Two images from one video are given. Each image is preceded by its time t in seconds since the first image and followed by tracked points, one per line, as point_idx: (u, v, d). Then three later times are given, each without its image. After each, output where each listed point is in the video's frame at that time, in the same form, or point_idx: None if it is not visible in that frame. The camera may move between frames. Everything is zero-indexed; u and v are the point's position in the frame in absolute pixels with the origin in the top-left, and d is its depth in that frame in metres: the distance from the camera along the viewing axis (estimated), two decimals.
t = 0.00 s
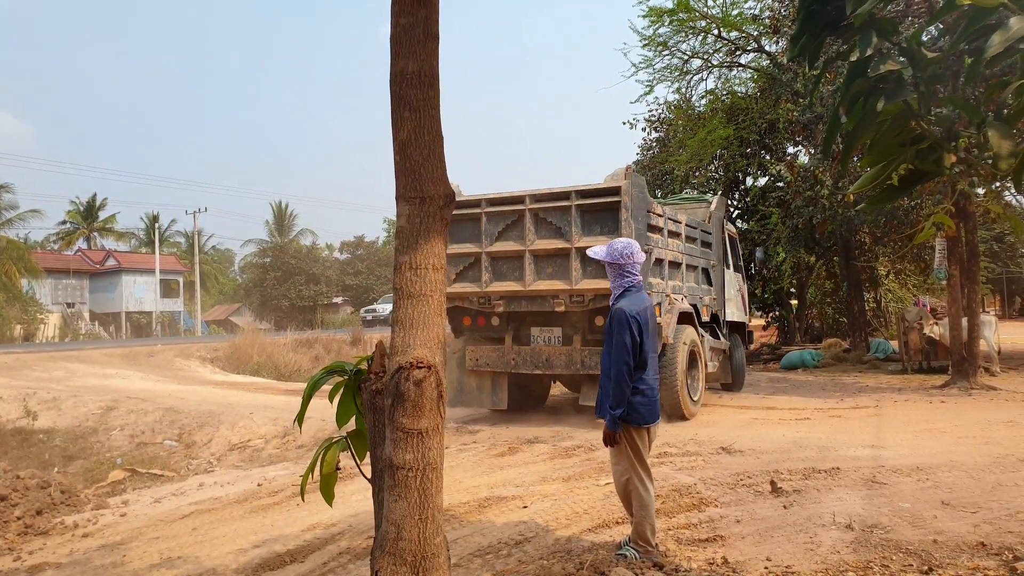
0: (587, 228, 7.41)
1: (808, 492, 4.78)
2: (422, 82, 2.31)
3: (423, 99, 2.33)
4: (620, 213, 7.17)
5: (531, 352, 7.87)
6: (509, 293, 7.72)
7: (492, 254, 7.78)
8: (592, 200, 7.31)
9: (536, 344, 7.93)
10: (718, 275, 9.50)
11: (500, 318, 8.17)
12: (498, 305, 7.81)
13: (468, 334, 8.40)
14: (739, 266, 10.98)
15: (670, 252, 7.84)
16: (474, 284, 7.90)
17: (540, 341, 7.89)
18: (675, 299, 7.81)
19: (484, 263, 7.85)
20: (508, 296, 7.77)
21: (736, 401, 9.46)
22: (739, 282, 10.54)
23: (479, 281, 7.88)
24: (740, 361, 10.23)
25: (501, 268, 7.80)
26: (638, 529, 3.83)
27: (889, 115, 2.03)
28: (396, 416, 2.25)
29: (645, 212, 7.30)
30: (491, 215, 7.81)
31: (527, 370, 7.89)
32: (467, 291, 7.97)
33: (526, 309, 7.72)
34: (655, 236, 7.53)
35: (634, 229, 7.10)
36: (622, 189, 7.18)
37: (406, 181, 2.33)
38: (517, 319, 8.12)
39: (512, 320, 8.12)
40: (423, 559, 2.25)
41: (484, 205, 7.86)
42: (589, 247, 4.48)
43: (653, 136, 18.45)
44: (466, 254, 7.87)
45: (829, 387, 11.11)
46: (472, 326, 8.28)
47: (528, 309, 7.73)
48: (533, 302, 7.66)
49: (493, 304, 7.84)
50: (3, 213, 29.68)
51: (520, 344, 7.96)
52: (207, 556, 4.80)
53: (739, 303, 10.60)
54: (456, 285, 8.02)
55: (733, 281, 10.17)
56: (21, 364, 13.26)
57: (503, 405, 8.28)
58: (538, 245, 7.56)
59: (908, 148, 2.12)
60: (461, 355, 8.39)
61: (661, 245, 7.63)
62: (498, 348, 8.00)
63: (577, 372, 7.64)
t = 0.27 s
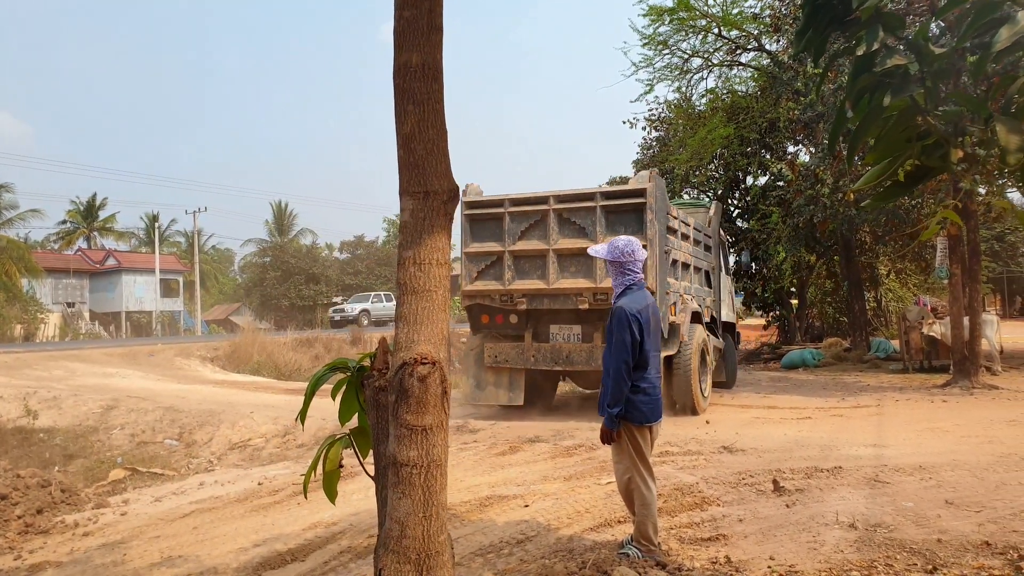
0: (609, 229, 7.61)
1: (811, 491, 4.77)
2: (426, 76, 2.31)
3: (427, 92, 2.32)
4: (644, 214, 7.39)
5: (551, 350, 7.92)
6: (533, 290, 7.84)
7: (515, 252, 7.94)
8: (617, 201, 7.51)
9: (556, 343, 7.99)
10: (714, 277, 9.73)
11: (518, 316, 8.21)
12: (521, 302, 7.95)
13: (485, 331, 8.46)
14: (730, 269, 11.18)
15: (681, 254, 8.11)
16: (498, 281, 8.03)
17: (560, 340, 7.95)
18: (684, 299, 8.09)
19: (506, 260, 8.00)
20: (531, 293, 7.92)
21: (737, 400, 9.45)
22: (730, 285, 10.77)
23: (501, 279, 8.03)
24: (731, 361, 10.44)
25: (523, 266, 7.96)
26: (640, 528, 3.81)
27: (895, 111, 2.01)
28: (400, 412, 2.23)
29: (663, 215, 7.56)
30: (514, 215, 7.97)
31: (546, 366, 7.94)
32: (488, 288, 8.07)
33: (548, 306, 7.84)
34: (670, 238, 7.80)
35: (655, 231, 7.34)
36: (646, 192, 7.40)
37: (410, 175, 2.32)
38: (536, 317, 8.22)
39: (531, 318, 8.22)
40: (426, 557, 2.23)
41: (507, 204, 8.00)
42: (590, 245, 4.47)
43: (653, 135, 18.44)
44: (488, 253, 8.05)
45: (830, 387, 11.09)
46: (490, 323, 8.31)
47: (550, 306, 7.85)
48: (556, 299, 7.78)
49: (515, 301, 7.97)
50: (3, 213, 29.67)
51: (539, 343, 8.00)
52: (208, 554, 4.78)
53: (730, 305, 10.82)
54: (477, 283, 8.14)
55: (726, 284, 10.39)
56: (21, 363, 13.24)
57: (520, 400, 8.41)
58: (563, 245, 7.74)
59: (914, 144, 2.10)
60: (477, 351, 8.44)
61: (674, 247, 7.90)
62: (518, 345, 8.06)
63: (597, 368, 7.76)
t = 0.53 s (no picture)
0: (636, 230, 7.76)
1: (823, 492, 4.72)
2: (436, 67, 2.29)
3: (437, 84, 2.30)
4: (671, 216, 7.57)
5: (575, 347, 8.09)
6: (558, 288, 7.98)
7: (539, 252, 8.04)
8: (644, 202, 7.66)
9: (579, 340, 8.15)
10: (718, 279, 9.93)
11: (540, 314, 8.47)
12: (546, 300, 8.08)
13: (506, 331, 8.66)
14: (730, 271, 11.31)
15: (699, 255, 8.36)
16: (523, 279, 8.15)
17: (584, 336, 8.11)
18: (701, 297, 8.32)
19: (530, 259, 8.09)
20: (556, 292, 8.05)
21: (747, 400, 9.40)
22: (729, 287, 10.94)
23: (526, 277, 8.14)
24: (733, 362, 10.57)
25: (548, 265, 8.06)
26: (650, 528, 3.78)
27: (912, 102, 1.97)
28: (411, 409, 2.21)
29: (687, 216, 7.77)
30: (540, 215, 8.09)
31: (569, 364, 8.08)
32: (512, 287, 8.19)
33: (574, 304, 8.00)
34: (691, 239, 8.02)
35: (682, 232, 7.56)
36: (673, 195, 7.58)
37: (420, 168, 2.29)
38: (559, 315, 8.40)
39: (553, 315, 8.40)
40: (438, 556, 2.21)
41: (533, 205, 8.10)
42: (597, 243, 4.44)
43: (659, 133, 18.37)
44: (513, 252, 8.14)
45: (840, 387, 11.03)
46: (512, 321, 8.54)
47: (575, 305, 8.00)
48: (580, 298, 7.96)
49: (540, 300, 8.12)
50: (14, 213, 29.84)
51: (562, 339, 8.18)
52: (218, 552, 4.77)
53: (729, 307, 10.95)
54: (500, 282, 8.24)
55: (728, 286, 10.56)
56: (31, 361, 13.29)
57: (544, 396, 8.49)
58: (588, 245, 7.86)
59: (933, 136, 2.06)
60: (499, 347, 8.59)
61: (695, 246, 8.13)
62: (541, 342, 8.21)
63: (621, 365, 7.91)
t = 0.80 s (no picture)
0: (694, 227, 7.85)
1: (879, 496, 4.59)
2: (485, 61, 2.28)
3: (486, 78, 2.29)
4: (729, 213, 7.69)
5: (634, 344, 8.15)
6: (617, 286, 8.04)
7: (598, 250, 8.08)
8: (703, 201, 7.76)
9: (637, 337, 8.20)
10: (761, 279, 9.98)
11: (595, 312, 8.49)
12: (604, 297, 8.13)
13: (562, 328, 8.66)
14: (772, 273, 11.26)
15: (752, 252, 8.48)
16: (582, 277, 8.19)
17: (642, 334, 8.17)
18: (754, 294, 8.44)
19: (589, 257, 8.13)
20: (615, 289, 8.10)
21: (796, 400, 9.22)
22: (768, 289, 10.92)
23: (584, 276, 8.18)
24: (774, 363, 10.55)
25: (607, 263, 8.11)
26: (700, 530, 3.71)
27: (978, 92, 1.86)
28: (462, 405, 2.19)
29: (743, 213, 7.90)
30: (598, 215, 8.14)
31: (626, 361, 8.16)
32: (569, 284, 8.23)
33: (632, 301, 8.05)
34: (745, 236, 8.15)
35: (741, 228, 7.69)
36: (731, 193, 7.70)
37: (469, 163, 2.28)
38: (615, 313, 8.43)
39: (610, 314, 8.43)
40: (490, 554, 2.19)
41: (591, 204, 8.14)
42: (643, 240, 4.38)
43: (703, 131, 18.15)
44: (570, 251, 8.17)
45: (893, 387, 10.75)
46: (568, 319, 8.55)
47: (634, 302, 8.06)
48: (639, 294, 8.01)
49: (599, 297, 8.17)
50: (69, 216, 30.79)
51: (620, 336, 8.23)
52: (266, 547, 4.83)
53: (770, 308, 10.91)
54: (558, 281, 8.26)
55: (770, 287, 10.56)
56: (87, 359, 13.68)
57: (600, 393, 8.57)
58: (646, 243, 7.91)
59: (999, 127, 1.92)
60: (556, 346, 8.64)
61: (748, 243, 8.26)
62: (599, 340, 8.27)
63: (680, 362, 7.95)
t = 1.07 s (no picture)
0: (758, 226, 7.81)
1: (948, 502, 4.43)
2: (543, 59, 2.27)
3: (545, 77, 2.29)
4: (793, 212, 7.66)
5: (699, 343, 8.07)
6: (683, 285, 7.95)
7: (662, 251, 8.02)
8: (767, 199, 7.74)
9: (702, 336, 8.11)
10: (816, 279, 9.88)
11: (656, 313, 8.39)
12: (670, 297, 8.04)
13: (623, 330, 8.56)
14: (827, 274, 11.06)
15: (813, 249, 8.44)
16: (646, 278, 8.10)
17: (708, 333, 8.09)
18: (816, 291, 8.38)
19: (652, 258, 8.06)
20: (680, 288, 8.02)
21: (857, 402, 8.98)
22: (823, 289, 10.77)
23: (648, 276, 8.12)
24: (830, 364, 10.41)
25: (671, 263, 8.05)
26: (760, 534, 3.64)
27: None
28: (521, 404, 2.18)
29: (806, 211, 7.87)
30: (661, 215, 8.08)
31: (692, 360, 8.09)
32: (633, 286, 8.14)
33: (698, 300, 7.98)
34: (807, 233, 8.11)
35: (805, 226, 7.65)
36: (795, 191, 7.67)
37: (527, 162, 2.27)
38: (678, 313, 8.33)
39: (672, 314, 8.33)
40: (550, 554, 2.18)
41: (654, 205, 8.08)
42: (700, 238, 4.31)
43: (758, 128, 17.84)
44: (635, 252, 8.11)
45: (960, 390, 10.38)
46: (630, 320, 8.44)
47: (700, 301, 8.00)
48: (705, 293, 7.95)
49: (664, 297, 8.07)
50: (133, 219, 31.80)
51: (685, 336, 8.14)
52: (323, 544, 4.90)
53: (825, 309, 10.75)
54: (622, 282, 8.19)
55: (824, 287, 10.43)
56: (150, 358, 14.11)
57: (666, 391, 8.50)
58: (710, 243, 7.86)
59: None
60: (618, 348, 8.56)
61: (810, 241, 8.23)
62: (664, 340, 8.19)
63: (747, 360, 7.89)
